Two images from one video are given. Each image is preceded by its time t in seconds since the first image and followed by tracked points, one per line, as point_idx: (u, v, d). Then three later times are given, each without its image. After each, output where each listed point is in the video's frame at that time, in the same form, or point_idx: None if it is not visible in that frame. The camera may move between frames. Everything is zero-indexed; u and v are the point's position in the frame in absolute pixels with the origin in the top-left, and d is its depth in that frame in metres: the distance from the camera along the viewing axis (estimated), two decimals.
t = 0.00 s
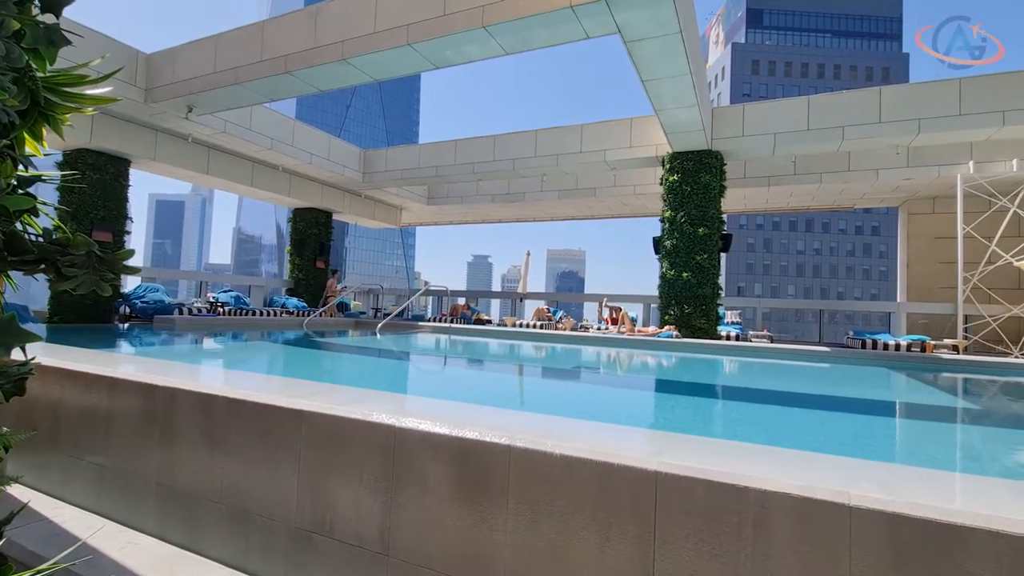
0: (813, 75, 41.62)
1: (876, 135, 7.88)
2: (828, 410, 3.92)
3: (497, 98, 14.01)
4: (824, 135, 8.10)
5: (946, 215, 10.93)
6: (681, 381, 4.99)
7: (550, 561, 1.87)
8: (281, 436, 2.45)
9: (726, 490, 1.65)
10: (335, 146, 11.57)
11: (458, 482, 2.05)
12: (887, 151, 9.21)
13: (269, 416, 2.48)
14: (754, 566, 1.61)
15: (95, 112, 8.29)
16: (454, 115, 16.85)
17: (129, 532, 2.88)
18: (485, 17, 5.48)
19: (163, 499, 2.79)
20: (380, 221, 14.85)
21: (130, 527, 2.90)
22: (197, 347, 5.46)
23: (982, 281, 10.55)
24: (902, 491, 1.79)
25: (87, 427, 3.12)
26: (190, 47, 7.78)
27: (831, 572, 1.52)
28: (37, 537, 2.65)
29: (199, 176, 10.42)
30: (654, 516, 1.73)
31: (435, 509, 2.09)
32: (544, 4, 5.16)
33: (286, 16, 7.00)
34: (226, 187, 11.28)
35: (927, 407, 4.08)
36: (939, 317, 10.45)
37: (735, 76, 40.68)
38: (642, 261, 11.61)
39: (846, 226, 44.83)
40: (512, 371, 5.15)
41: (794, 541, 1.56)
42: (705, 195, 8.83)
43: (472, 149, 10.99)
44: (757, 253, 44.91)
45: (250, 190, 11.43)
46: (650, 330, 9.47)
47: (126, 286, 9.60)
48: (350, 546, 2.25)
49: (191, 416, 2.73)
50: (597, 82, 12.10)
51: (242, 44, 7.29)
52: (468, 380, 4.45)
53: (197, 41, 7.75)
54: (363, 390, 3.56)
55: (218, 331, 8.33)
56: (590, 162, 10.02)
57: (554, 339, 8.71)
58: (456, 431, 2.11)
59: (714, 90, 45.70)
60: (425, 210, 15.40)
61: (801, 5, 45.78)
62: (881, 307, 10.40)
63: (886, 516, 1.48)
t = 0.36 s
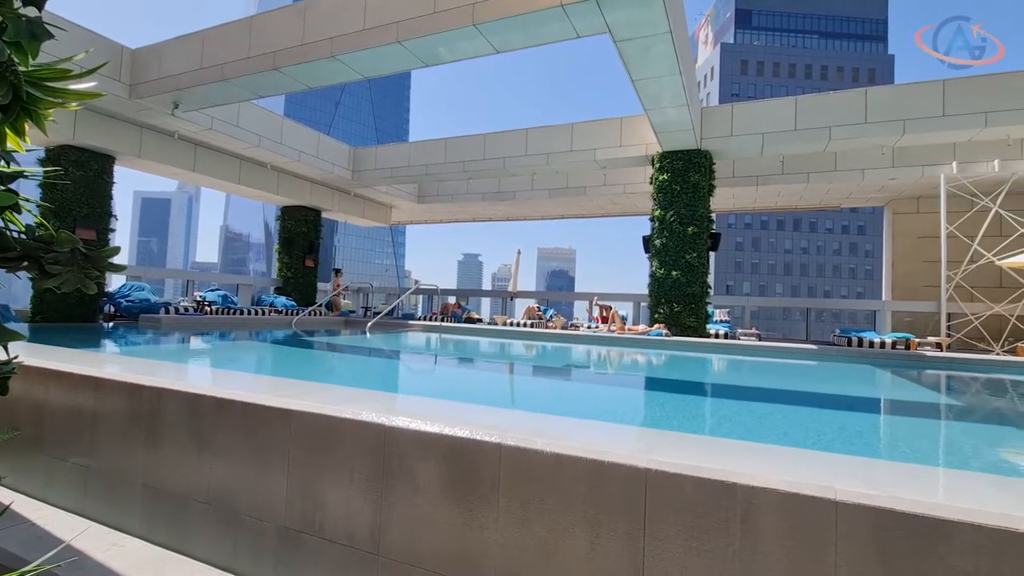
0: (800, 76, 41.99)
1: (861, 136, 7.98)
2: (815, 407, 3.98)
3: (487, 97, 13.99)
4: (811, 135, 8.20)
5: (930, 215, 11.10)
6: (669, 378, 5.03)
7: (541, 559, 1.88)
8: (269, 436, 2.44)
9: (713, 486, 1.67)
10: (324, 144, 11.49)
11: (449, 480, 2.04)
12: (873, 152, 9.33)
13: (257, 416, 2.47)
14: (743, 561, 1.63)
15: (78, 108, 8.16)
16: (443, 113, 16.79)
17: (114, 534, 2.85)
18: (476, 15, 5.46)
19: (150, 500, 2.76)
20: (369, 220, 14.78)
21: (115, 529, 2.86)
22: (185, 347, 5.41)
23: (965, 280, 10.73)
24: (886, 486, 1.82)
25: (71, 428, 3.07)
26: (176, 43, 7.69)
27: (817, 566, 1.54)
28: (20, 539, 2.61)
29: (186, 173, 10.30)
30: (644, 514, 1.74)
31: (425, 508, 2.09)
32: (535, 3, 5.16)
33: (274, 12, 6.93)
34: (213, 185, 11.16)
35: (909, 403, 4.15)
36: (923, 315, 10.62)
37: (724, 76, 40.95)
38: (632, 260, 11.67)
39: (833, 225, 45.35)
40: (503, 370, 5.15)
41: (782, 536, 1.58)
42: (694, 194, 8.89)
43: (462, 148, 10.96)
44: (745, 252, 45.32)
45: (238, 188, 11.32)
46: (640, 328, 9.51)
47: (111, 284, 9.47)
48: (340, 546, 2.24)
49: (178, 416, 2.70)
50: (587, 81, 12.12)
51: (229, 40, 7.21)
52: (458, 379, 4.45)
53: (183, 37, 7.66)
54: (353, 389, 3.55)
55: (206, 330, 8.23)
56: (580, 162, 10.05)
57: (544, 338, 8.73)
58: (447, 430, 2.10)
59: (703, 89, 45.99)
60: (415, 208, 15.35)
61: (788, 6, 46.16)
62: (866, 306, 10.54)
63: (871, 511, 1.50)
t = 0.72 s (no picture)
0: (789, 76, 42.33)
1: (848, 136, 8.07)
2: (802, 403, 4.03)
3: (478, 94, 13.95)
4: (800, 135, 8.28)
5: (915, 214, 11.25)
6: (659, 376, 5.06)
7: (532, 556, 1.88)
8: (258, 435, 2.42)
9: (702, 482, 1.68)
10: (313, 141, 11.39)
11: (440, 478, 2.04)
12: (859, 151, 9.43)
13: (246, 415, 2.44)
14: (731, 556, 1.64)
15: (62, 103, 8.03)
16: (434, 111, 16.71)
17: (100, 535, 2.82)
18: (467, 13, 5.45)
19: (136, 501, 2.73)
20: (359, 218, 14.70)
21: (101, 531, 2.83)
22: (171, 346, 5.35)
23: (949, 278, 10.89)
24: (871, 481, 1.85)
25: (54, 429, 3.02)
26: (163, 38, 7.59)
27: (804, 559, 1.56)
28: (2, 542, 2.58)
29: (173, 170, 10.18)
30: (634, 510, 1.75)
31: (416, 507, 2.08)
32: (526, 0, 5.15)
33: (262, 8, 6.86)
34: (200, 182, 11.03)
35: (895, 399, 4.22)
36: (908, 313, 10.78)
37: (713, 76, 41.18)
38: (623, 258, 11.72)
39: (821, 224, 45.82)
40: (493, 368, 5.14)
41: (769, 531, 1.60)
42: (684, 193, 8.93)
43: (453, 145, 10.92)
44: (735, 251, 45.68)
45: (226, 185, 11.21)
46: (631, 326, 9.56)
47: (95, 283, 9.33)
48: (330, 545, 2.23)
49: (165, 416, 2.67)
50: (579, 79, 12.13)
51: (216, 36, 7.13)
52: (450, 378, 4.43)
53: (169, 32, 7.57)
54: (344, 388, 3.53)
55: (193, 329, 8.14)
56: (571, 160, 10.06)
57: (535, 336, 8.73)
58: (437, 428, 2.10)
59: (693, 89, 46.23)
60: (406, 206, 15.28)
61: (777, 6, 46.51)
62: (853, 304, 10.66)
63: (857, 504, 1.52)
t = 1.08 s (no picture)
0: (778, 75, 42.68)
1: (836, 135, 8.15)
2: (791, 400, 4.07)
3: (470, 92, 13.90)
4: (788, 134, 8.36)
5: (901, 212, 11.39)
6: (650, 373, 5.09)
7: (524, 553, 1.89)
8: (248, 435, 2.40)
9: (693, 477, 1.69)
10: (303, 138, 11.29)
11: (431, 476, 2.04)
12: (847, 150, 9.54)
13: (235, 414, 2.43)
14: (722, 551, 1.65)
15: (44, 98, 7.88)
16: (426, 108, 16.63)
17: (87, 537, 2.78)
18: (457, 11, 5.44)
19: (124, 502, 2.69)
20: (350, 216, 14.61)
21: (87, 532, 2.79)
22: (159, 345, 5.29)
23: (935, 276, 11.04)
24: (859, 476, 1.88)
25: (38, 430, 2.98)
26: (148, 33, 7.49)
27: (793, 554, 1.58)
28: None
29: (159, 168, 10.06)
30: (626, 506, 1.76)
31: (408, 505, 2.08)
32: None
33: (249, 3, 6.78)
34: (187, 179, 10.91)
35: (881, 395, 4.27)
36: (895, 310, 10.93)
37: (703, 75, 41.40)
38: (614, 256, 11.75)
39: (809, 222, 46.24)
40: (485, 367, 5.14)
41: (758, 526, 1.62)
42: (674, 191, 8.97)
43: (443, 143, 10.88)
44: (725, 249, 46.00)
45: (214, 183, 11.09)
46: (622, 324, 9.59)
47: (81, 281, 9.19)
48: (321, 544, 2.22)
49: (153, 417, 2.64)
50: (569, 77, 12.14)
51: (203, 31, 7.04)
52: (441, 376, 4.42)
53: (155, 27, 7.47)
54: (334, 387, 3.52)
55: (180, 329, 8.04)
56: (562, 158, 10.07)
57: (527, 334, 8.74)
58: (428, 426, 2.10)
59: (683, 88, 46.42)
60: (397, 204, 15.20)
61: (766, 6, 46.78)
62: (841, 301, 10.78)
63: (845, 498, 1.54)
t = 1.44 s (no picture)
0: (767, 74, 42.99)
1: (824, 134, 8.24)
2: (780, 396, 4.11)
3: (460, 89, 13.85)
4: (777, 133, 8.43)
5: (888, 210, 11.53)
6: (640, 370, 5.12)
7: (515, 550, 1.89)
8: (236, 435, 2.38)
9: (683, 473, 1.71)
10: (291, 135, 11.19)
11: (422, 475, 2.03)
12: (834, 149, 9.63)
13: (224, 414, 2.40)
14: (711, 546, 1.67)
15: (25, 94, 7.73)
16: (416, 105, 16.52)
17: (72, 539, 2.75)
18: (447, 7, 5.41)
19: (110, 503, 2.66)
20: (340, 214, 14.51)
21: (72, 534, 2.76)
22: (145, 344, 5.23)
23: (920, 273, 11.20)
24: (846, 471, 1.91)
25: (21, 430, 2.93)
26: (133, 27, 7.38)
27: (781, 548, 1.60)
28: None
29: (145, 165, 9.92)
30: (616, 503, 1.77)
31: (399, 504, 2.07)
32: None
33: None
34: (174, 176, 10.77)
35: (868, 390, 4.33)
36: (881, 307, 11.07)
37: (694, 73, 41.56)
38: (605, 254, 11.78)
39: (797, 220, 46.70)
40: (476, 364, 5.14)
41: (747, 521, 1.63)
42: (665, 189, 9.01)
43: (434, 141, 10.83)
44: (714, 247, 46.32)
45: (201, 180, 10.96)
46: (612, 322, 9.63)
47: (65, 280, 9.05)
48: (311, 544, 2.21)
49: (140, 417, 2.61)
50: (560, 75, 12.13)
51: (190, 26, 6.94)
52: (432, 374, 4.42)
53: (140, 22, 7.37)
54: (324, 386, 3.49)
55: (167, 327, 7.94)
56: (553, 156, 10.08)
57: (518, 331, 8.75)
58: (419, 424, 2.09)
59: (673, 87, 46.60)
60: (387, 202, 15.11)
61: (754, 5, 47.07)
62: (829, 299, 10.89)
63: (832, 492, 1.56)
